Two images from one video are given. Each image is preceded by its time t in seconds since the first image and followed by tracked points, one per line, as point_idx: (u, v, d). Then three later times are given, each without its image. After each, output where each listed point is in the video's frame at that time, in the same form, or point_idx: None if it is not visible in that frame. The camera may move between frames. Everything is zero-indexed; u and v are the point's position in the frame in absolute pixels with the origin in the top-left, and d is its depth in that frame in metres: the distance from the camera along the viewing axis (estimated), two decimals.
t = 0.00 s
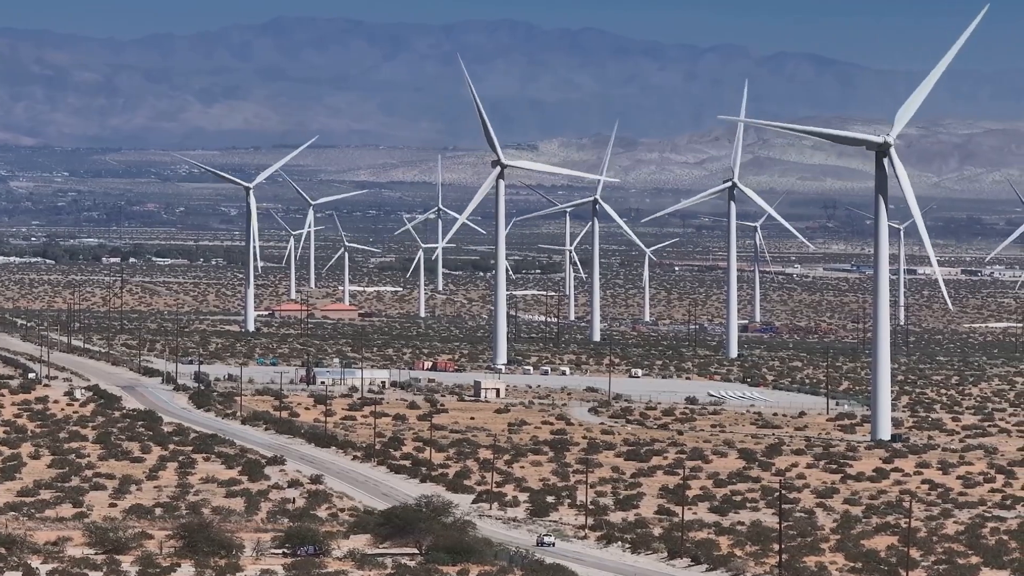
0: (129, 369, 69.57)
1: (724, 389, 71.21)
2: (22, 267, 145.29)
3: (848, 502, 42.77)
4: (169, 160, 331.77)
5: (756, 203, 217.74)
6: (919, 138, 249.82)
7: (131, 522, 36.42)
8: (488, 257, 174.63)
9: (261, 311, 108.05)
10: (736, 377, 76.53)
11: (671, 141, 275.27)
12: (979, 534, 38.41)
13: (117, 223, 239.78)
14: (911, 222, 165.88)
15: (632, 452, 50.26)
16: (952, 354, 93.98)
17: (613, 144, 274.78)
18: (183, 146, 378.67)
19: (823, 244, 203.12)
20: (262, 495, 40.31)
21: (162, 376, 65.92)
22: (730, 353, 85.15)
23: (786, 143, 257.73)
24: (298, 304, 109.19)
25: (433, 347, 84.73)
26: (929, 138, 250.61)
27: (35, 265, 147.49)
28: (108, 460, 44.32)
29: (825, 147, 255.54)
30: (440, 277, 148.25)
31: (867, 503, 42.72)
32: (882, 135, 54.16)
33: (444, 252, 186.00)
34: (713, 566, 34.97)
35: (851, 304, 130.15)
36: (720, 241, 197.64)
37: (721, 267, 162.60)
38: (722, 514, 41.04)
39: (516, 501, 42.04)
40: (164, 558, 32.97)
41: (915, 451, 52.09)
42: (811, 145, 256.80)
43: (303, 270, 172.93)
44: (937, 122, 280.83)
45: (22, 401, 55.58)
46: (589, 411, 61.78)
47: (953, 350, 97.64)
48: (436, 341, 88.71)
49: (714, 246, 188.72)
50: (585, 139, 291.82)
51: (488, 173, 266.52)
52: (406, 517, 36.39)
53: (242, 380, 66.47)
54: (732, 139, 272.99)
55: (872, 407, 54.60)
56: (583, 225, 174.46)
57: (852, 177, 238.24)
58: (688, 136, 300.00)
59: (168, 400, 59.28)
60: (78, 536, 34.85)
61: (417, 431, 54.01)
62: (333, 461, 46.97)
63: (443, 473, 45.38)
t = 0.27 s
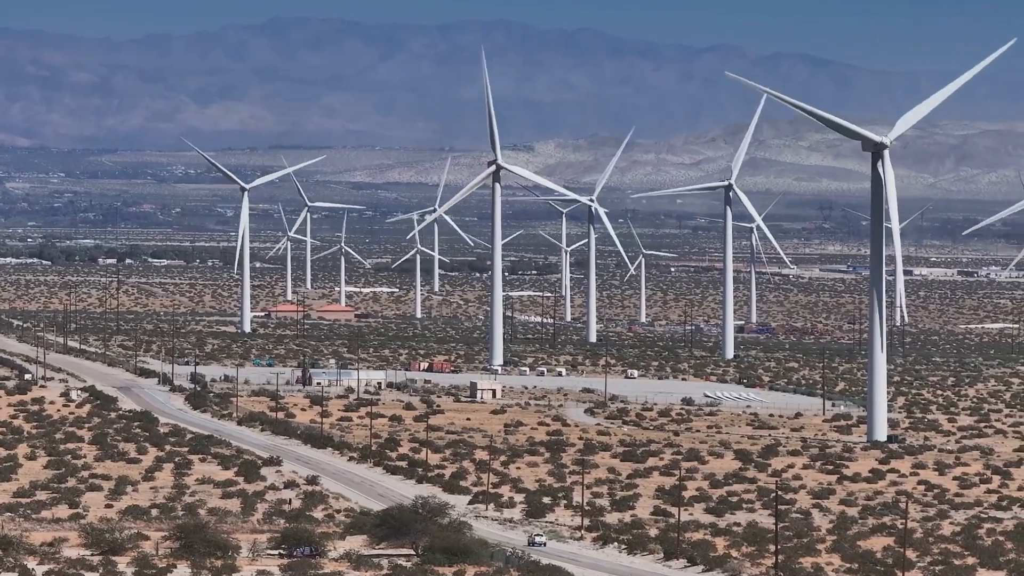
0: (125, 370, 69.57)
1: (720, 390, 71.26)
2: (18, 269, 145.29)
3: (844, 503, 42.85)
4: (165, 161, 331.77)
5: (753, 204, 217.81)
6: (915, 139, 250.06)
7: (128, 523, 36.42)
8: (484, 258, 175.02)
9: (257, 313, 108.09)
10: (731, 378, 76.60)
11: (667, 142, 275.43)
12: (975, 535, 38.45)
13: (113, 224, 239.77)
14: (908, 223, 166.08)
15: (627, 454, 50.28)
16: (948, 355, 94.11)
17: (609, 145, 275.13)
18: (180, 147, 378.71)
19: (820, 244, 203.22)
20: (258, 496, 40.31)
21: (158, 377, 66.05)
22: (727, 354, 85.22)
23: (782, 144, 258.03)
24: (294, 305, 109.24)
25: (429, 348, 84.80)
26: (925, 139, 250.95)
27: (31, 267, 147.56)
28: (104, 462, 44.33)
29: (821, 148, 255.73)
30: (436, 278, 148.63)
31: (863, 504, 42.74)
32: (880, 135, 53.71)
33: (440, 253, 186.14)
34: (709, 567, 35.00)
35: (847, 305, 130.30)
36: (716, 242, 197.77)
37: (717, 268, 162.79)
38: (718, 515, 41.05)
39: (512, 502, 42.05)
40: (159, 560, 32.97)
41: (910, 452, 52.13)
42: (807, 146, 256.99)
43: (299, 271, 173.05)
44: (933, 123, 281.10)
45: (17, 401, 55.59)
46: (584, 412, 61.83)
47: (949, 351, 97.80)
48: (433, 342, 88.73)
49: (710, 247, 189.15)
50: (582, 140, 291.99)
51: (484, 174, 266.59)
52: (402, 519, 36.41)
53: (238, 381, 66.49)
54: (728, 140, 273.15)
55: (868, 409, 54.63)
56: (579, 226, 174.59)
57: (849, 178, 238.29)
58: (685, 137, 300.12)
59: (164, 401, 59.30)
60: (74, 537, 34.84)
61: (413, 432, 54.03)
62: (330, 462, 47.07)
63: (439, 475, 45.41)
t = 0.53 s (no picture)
0: (121, 370, 69.56)
1: (715, 390, 71.34)
2: (15, 269, 145.26)
3: (840, 503, 42.90)
4: (160, 161, 331.73)
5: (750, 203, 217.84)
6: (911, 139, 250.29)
7: (123, 524, 36.42)
8: (480, 258, 175.08)
9: (253, 313, 108.12)
10: (727, 378, 76.69)
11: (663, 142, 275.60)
12: (971, 535, 38.53)
13: (109, 224, 239.72)
14: (903, 223, 166.30)
15: (623, 453, 50.33)
16: (944, 355, 94.26)
17: (605, 145, 275.24)
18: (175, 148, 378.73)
19: (815, 245, 203.33)
20: (254, 497, 40.32)
21: (155, 377, 66.07)
22: (722, 354, 85.29)
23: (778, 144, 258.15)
24: (290, 305, 109.30)
25: (425, 348, 84.86)
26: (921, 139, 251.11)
27: (28, 267, 147.64)
28: (100, 461, 44.34)
29: (817, 148, 255.89)
30: (432, 278, 148.69)
31: (859, 504, 42.81)
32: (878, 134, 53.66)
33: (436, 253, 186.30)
34: (706, 567, 35.05)
35: (843, 305, 130.54)
36: (712, 242, 197.90)
37: (712, 268, 163.02)
38: (714, 515, 41.10)
39: (508, 502, 42.10)
40: (156, 559, 33.00)
41: (907, 452, 52.19)
42: (803, 146, 257.18)
43: (295, 271, 173.17)
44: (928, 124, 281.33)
45: (14, 402, 55.56)
46: (580, 412, 61.87)
47: (945, 350, 97.97)
48: (429, 342, 88.81)
49: (705, 247, 189.26)
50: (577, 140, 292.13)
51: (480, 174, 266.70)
52: (398, 519, 36.46)
53: (234, 380, 66.54)
54: (723, 140, 273.26)
55: (865, 407, 54.69)
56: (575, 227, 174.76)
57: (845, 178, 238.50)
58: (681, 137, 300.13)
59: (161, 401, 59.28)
60: (70, 536, 34.85)
61: (409, 432, 54.07)
62: (326, 462, 47.10)
63: (435, 475, 45.45)
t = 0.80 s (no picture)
0: (117, 370, 69.49)
1: (712, 390, 71.38)
2: (11, 268, 145.19)
3: (836, 503, 42.92)
4: (157, 161, 331.56)
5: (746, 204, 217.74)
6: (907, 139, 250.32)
7: (119, 523, 36.43)
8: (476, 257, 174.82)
9: (249, 312, 108.05)
10: (724, 378, 76.71)
11: (659, 141, 275.65)
12: (967, 534, 38.56)
13: (105, 224, 239.61)
14: (900, 223, 166.27)
15: (620, 453, 50.35)
16: (940, 355, 94.27)
17: (601, 145, 275.08)
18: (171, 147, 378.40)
19: (811, 244, 203.38)
20: (250, 496, 40.33)
21: (151, 376, 65.99)
22: (719, 354, 85.29)
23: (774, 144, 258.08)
24: (286, 305, 109.21)
25: (422, 347, 84.81)
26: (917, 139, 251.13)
27: (24, 266, 147.48)
28: (97, 461, 44.34)
29: (814, 147, 255.96)
30: (429, 278, 148.39)
31: (855, 503, 42.85)
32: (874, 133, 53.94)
33: (432, 252, 186.18)
34: (701, 566, 35.08)
35: (839, 305, 130.54)
36: (709, 242, 197.87)
37: (708, 267, 162.94)
38: (710, 514, 41.12)
39: (504, 501, 42.10)
40: (152, 559, 33.01)
41: (903, 451, 52.24)
42: (799, 146, 257.21)
43: (291, 270, 173.04)
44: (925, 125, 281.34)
45: (9, 402, 55.52)
46: (577, 412, 61.89)
47: (941, 350, 97.94)
48: (425, 342, 88.73)
49: (702, 247, 189.01)
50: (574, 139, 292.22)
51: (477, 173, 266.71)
52: (394, 518, 36.48)
53: (230, 380, 66.52)
54: (720, 139, 273.30)
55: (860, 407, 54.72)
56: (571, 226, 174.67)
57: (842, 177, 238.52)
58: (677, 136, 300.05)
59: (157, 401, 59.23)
60: (66, 536, 34.86)
61: (405, 432, 54.07)
62: (322, 462, 47.06)
63: (432, 474, 45.45)
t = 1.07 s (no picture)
0: (113, 369, 69.45)
1: (708, 388, 71.43)
2: (6, 267, 145.11)
3: (831, 501, 42.98)
4: (152, 160, 331.40)
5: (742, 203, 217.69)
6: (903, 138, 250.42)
7: (115, 521, 36.44)
8: (472, 256, 174.50)
9: (245, 311, 108.02)
10: (719, 377, 76.74)
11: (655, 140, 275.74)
12: (962, 533, 38.62)
13: (101, 222, 239.48)
14: (896, 221, 166.36)
15: (615, 451, 50.39)
16: (936, 353, 94.34)
17: (597, 143, 274.89)
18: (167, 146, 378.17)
19: (807, 243, 203.47)
20: (245, 495, 40.36)
21: (146, 375, 65.96)
22: (714, 352, 85.36)
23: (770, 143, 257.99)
24: (282, 303, 109.17)
25: (417, 346, 84.80)
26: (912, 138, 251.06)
27: (19, 265, 147.36)
28: (92, 459, 44.34)
29: (809, 146, 256.14)
30: (425, 277, 147.92)
31: (850, 502, 42.90)
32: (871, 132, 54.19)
33: (427, 250, 186.11)
34: (697, 565, 35.13)
35: (835, 303, 130.60)
36: (705, 241, 197.92)
37: (704, 266, 162.96)
38: (706, 513, 41.18)
39: (499, 500, 42.14)
40: (147, 557, 33.04)
41: (898, 449, 52.29)
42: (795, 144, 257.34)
43: (287, 269, 172.98)
44: (920, 125, 281.49)
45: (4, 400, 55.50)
46: (572, 410, 61.91)
47: (937, 349, 97.98)
48: (420, 340, 88.73)
49: (698, 246, 188.65)
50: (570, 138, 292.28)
51: (472, 172, 266.77)
52: (390, 517, 36.50)
53: (226, 379, 66.50)
54: (716, 138, 273.41)
55: (855, 406, 54.76)
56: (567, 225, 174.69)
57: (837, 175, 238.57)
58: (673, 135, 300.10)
59: (152, 400, 59.19)
60: (62, 535, 34.85)
61: (400, 430, 54.09)
62: (318, 461, 47.03)
63: (427, 473, 45.46)
